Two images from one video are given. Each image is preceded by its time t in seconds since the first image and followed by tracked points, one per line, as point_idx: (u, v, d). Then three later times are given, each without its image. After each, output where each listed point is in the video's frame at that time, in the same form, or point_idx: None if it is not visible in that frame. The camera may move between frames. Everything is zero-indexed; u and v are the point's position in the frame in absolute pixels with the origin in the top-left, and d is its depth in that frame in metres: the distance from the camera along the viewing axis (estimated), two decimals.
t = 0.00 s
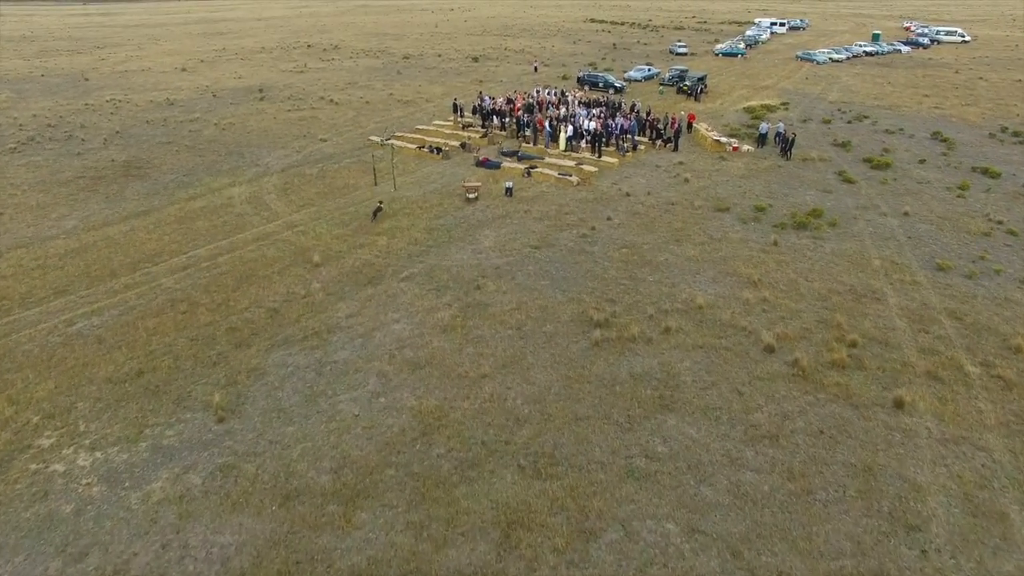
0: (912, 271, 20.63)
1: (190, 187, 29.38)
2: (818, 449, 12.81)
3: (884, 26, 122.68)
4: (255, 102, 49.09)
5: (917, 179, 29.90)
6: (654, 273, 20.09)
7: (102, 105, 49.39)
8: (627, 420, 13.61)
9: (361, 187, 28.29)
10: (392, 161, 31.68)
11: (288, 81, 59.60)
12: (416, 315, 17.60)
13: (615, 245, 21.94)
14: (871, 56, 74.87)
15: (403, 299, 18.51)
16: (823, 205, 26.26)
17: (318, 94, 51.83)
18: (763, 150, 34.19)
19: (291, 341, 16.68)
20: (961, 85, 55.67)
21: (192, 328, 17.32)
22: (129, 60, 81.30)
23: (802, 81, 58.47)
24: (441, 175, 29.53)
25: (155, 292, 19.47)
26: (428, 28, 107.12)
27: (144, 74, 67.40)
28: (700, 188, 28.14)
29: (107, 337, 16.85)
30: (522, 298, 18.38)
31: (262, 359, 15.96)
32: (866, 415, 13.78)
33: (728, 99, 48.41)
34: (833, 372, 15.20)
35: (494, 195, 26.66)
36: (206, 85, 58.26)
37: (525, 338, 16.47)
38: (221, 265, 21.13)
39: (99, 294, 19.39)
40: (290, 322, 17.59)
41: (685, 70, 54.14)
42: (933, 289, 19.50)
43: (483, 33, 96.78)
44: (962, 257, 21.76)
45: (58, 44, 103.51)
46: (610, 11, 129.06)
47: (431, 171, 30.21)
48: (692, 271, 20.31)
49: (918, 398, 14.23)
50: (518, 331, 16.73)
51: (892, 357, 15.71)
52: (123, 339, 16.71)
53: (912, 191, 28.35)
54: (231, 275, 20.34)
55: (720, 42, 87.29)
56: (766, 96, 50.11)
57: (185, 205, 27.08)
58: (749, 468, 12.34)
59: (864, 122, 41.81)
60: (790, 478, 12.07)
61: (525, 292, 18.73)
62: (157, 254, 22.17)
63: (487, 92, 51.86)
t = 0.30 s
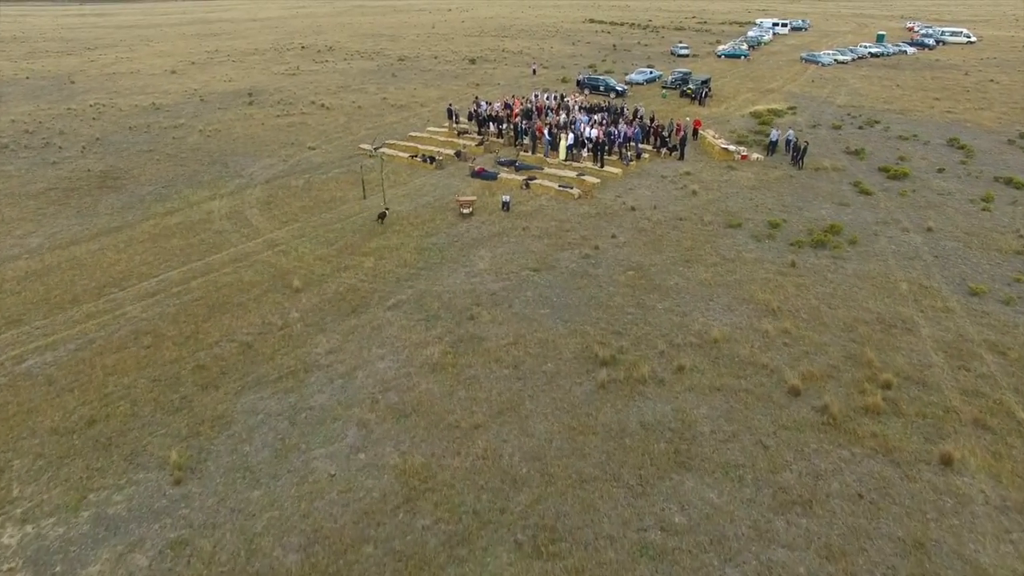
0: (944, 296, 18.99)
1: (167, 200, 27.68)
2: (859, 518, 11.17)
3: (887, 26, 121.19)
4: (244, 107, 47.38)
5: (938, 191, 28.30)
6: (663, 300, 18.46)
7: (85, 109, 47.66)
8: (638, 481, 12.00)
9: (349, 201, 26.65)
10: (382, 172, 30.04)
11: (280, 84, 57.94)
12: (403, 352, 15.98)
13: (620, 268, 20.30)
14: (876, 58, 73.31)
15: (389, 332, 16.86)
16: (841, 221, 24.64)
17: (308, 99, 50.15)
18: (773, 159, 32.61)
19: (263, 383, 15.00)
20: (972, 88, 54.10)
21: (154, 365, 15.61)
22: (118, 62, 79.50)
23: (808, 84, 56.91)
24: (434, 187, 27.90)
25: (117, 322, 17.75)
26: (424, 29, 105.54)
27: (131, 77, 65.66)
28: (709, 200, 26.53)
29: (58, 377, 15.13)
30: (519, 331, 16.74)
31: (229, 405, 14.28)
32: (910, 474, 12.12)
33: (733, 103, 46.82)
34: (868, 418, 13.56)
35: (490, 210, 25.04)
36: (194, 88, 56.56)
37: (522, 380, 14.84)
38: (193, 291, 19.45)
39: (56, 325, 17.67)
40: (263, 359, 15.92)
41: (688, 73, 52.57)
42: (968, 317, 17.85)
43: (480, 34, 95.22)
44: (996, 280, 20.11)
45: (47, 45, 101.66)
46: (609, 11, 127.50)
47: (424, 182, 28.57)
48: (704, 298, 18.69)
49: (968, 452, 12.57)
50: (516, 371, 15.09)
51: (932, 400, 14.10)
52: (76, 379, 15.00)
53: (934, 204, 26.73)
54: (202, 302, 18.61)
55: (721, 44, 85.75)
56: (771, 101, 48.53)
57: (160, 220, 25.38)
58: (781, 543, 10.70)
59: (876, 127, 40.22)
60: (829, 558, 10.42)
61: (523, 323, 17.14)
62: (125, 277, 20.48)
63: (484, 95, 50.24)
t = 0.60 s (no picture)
0: (983, 328, 17.26)
1: (139, 217, 25.85)
2: None
3: (889, 28, 119.62)
4: (230, 113, 45.54)
5: (961, 205, 26.63)
6: (675, 336, 16.73)
7: (64, 115, 45.77)
8: (654, 569, 10.28)
9: (334, 218, 24.88)
10: (370, 185, 28.27)
11: (269, 88, 56.13)
12: (386, 401, 14.25)
13: (626, 297, 18.57)
14: (881, 59, 71.75)
15: (371, 377, 15.11)
16: (862, 240, 22.94)
17: (297, 104, 48.32)
18: (784, 170, 30.91)
19: (226, 440, 13.23)
20: (983, 91, 52.50)
21: (102, 418, 13.79)
22: (105, 64, 77.52)
23: (814, 87, 55.28)
24: (425, 202, 26.15)
25: (67, 363, 15.91)
26: (420, 30, 103.80)
27: (117, 80, 63.72)
28: (719, 217, 24.81)
29: None
30: (516, 375, 15.01)
31: (184, 468, 12.49)
32: (971, 560, 10.39)
33: (738, 109, 45.12)
34: (915, 483, 11.86)
35: (485, 228, 23.31)
36: (180, 93, 54.67)
37: (520, 438, 13.12)
38: (156, 325, 17.64)
39: None
40: (228, 410, 14.14)
41: (690, 76, 50.92)
42: (1013, 354, 16.12)
43: (477, 35, 93.54)
44: None
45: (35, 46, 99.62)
46: (607, 11, 125.87)
47: (415, 197, 26.80)
48: (720, 333, 16.97)
49: None
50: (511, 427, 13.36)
51: (987, 461, 12.37)
52: (11, 437, 13.20)
53: (959, 220, 25.04)
54: (164, 338, 16.78)
55: (722, 45, 84.16)
56: (778, 106, 46.83)
57: (129, 240, 23.54)
58: None
59: (888, 134, 38.56)
60: None
61: (520, 366, 15.42)
62: (83, 308, 18.65)
63: (480, 100, 48.45)
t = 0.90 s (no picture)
0: None
1: (104, 237, 23.88)
2: None
3: (892, 29, 118.03)
4: (213, 120, 43.56)
5: (990, 221, 24.86)
6: (690, 383, 14.90)
7: (40, 121, 43.75)
8: None
9: (315, 239, 23.02)
10: (356, 201, 26.39)
11: (258, 93, 54.26)
12: (361, 468, 12.42)
13: (633, 335, 16.73)
14: (887, 62, 70.14)
15: (346, 436, 13.26)
16: (889, 264, 21.14)
17: (285, 110, 46.35)
18: (797, 183, 29.10)
19: (172, 519, 11.32)
20: (996, 95, 50.83)
21: (29, 491, 11.89)
22: (92, 67, 75.49)
23: (821, 91, 53.58)
24: (415, 221, 24.30)
25: None
26: (415, 32, 101.96)
27: (101, 84, 61.69)
28: (732, 238, 22.98)
29: None
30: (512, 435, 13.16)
31: (119, 558, 10.58)
32: None
33: (743, 115, 43.33)
34: None
35: (479, 251, 21.48)
36: (165, 98, 52.72)
37: (515, 517, 11.26)
38: (108, 368, 15.70)
39: None
40: (179, 479, 12.23)
41: (693, 81, 49.18)
42: None
43: (473, 36, 91.76)
44: None
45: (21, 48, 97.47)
46: (605, 12, 124.20)
47: (404, 215, 24.94)
48: (740, 378, 15.13)
49: None
50: (506, 503, 11.51)
51: None
52: None
53: (989, 239, 23.27)
54: (113, 385, 14.87)
55: (724, 47, 82.51)
56: (784, 111, 45.03)
57: (90, 265, 21.57)
58: None
59: (903, 143, 36.82)
60: None
61: (515, 423, 13.60)
62: (28, 347, 16.71)
63: (475, 105, 46.54)
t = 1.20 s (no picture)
0: None
1: (62, 262, 21.86)
2: None
3: (895, 30, 116.25)
4: (195, 127, 41.49)
5: None
6: (711, 447, 12.99)
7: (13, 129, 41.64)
8: None
9: (293, 265, 21.06)
10: (339, 221, 24.42)
11: (245, 98, 52.25)
12: (328, 562, 10.47)
13: (644, 385, 14.81)
14: (894, 65, 68.34)
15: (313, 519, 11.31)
16: (922, 294, 19.22)
17: (271, 116, 44.28)
18: (813, 199, 27.17)
19: None
20: (1010, 100, 49.02)
21: None
22: (76, 69, 73.32)
23: (829, 96, 51.73)
24: (402, 244, 22.37)
25: None
26: (411, 33, 99.95)
27: (83, 87, 59.58)
28: (748, 263, 21.06)
29: None
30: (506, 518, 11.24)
31: None
32: None
33: (751, 122, 41.42)
34: None
35: (471, 280, 19.56)
36: (147, 103, 50.67)
37: None
38: (45, 424, 13.71)
39: None
40: None
41: (698, 85, 47.30)
42: None
43: (470, 38, 89.85)
44: None
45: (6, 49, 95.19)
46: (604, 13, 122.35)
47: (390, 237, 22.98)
48: (768, 440, 13.21)
49: None
50: None
51: None
52: None
53: None
54: (46, 450, 12.88)
55: (726, 49, 80.71)
56: (793, 118, 43.10)
57: (42, 295, 19.54)
58: None
59: (921, 152, 34.93)
60: None
61: (510, 500, 11.70)
62: None
63: (471, 111, 44.54)
